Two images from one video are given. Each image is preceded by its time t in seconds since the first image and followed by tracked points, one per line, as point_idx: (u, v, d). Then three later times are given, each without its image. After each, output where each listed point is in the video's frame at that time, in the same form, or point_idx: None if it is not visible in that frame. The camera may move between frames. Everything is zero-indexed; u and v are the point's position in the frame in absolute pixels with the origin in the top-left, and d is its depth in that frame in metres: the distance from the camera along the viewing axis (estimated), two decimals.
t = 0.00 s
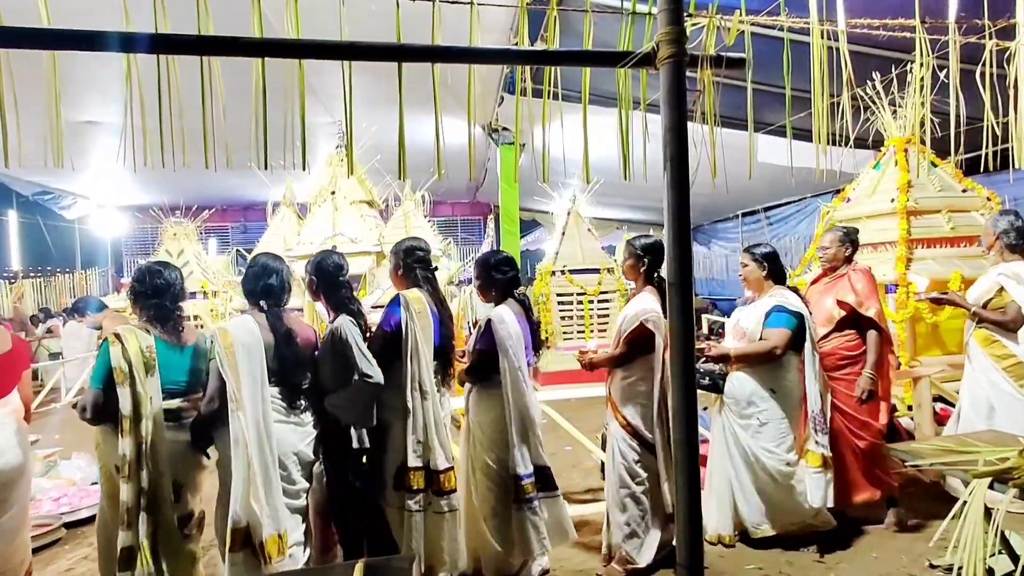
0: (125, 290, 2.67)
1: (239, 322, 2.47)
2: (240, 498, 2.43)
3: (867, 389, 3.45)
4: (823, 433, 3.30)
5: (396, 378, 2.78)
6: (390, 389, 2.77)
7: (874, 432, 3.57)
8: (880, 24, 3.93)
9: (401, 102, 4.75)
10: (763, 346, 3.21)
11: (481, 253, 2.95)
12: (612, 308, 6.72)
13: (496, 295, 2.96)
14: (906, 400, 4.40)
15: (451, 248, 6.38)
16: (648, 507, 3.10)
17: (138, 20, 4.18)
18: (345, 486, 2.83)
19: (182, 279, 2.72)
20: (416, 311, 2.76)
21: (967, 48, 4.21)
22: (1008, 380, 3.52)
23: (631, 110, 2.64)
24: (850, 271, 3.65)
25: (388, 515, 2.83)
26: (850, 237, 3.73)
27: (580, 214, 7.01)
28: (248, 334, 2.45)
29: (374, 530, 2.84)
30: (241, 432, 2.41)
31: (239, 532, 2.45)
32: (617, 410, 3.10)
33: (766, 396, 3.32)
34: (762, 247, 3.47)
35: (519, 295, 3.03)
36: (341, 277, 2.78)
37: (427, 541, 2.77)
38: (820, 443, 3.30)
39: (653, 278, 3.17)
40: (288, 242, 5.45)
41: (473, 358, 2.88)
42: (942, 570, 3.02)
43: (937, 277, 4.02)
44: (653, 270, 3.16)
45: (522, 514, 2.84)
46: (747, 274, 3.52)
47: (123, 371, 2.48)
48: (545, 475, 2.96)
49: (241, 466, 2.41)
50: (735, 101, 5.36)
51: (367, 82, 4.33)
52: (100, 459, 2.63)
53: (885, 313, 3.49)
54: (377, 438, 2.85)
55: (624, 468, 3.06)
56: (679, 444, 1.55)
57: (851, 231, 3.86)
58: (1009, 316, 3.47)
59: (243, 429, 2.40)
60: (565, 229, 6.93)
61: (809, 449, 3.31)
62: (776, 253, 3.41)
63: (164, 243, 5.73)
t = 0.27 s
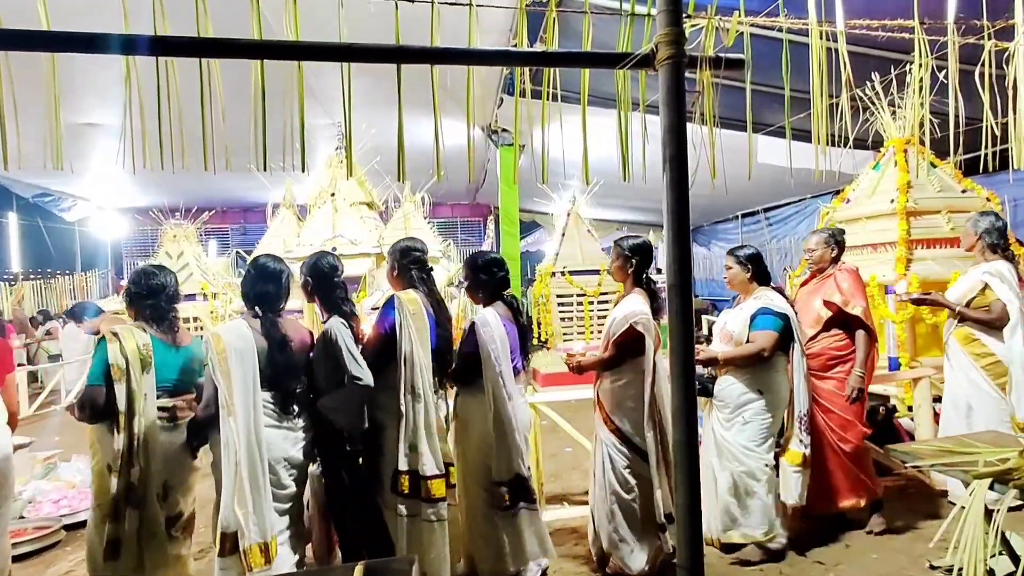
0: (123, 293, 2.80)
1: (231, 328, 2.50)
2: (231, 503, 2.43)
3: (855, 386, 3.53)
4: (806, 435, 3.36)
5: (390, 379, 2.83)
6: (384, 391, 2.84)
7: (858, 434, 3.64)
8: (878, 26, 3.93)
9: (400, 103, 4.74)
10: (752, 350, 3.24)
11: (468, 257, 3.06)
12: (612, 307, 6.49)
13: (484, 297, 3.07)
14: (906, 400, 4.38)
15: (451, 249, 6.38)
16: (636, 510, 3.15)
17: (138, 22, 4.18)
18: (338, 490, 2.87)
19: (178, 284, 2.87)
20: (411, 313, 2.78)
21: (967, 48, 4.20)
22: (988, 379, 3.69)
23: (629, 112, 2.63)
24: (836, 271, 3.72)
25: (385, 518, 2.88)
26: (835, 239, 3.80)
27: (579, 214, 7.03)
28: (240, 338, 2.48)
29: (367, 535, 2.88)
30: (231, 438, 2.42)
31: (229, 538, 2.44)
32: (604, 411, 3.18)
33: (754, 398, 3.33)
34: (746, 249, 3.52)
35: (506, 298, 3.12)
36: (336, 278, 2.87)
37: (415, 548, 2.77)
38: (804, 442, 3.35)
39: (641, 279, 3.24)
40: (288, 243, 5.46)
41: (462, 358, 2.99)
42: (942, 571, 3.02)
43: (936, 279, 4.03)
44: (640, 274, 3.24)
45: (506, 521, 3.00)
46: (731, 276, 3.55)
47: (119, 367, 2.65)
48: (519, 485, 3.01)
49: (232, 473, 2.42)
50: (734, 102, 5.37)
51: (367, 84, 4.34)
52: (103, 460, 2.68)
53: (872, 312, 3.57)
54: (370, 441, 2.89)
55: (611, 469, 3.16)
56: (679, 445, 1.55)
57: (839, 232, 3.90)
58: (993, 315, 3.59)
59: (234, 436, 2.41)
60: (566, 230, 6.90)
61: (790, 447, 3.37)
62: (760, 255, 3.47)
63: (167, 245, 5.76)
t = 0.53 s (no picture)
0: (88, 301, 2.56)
1: (208, 337, 2.36)
2: (209, 522, 2.25)
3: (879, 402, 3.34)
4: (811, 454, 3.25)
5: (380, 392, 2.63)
6: (374, 404, 2.62)
7: (872, 453, 3.43)
8: (903, 15, 3.71)
9: (397, 98, 4.53)
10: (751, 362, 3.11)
11: (460, 260, 2.83)
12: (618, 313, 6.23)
13: (478, 305, 2.86)
14: (935, 414, 4.23)
15: (450, 253, 6.15)
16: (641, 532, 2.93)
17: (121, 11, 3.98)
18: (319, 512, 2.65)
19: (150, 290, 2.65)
20: (403, 321, 2.57)
21: (996, 39, 3.98)
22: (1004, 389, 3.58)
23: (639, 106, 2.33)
24: (852, 276, 3.55)
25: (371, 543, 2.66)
26: (848, 243, 3.63)
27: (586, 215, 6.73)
28: (214, 349, 2.33)
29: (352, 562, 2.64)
30: (206, 454, 2.24)
31: (204, 559, 2.26)
32: (606, 425, 2.97)
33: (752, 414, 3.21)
34: (751, 254, 3.35)
35: (502, 306, 2.89)
36: (321, 282, 2.65)
37: None
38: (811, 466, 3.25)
39: (645, 285, 3.03)
40: (275, 246, 5.22)
41: (454, 370, 2.77)
42: None
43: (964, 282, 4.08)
44: (645, 279, 3.04)
45: (496, 549, 2.76)
46: (736, 284, 3.39)
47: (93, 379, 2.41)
48: (506, 512, 2.75)
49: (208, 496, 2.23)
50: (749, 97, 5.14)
51: (358, 75, 4.12)
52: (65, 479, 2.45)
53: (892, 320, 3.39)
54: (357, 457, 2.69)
55: (613, 488, 2.94)
56: (693, 433, 1.64)
57: (851, 234, 3.71)
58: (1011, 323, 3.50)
59: (209, 452, 2.23)
60: (572, 232, 6.61)
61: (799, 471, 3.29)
62: (764, 261, 3.30)
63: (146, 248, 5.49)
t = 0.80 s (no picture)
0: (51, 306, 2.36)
1: (161, 347, 2.23)
2: (162, 543, 2.17)
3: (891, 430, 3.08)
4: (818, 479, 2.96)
5: (368, 406, 2.44)
6: (359, 419, 2.44)
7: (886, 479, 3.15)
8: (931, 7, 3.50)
9: (394, 91, 4.33)
10: (751, 374, 2.80)
11: (456, 266, 2.60)
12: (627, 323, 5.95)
13: (476, 312, 2.64)
14: (961, 434, 4.01)
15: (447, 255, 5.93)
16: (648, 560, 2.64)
17: None
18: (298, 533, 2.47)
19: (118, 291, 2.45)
20: (394, 330, 2.37)
21: None
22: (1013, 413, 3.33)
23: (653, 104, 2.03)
24: (871, 288, 3.28)
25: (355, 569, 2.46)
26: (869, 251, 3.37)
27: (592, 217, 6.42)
28: (167, 360, 2.21)
29: None
30: (158, 475, 2.16)
31: None
32: (607, 444, 2.70)
33: (747, 432, 2.87)
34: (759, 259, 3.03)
35: (501, 314, 2.66)
36: (308, 288, 2.48)
37: None
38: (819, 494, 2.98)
39: (650, 293, 2.77)
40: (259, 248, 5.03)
41: (446, 386, 2.54)
42: None
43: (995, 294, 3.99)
44: (650, 286, 2.77)
45: None
46: (739, 292, 3.04)
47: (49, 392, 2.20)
48: (497, 540, 2.54)
49: (162, 516, 2.17)
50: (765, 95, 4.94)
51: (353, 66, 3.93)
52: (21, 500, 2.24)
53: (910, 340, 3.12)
54: (337, 475, 2.46)
55: (617, 513, 2.67)
56: (705, 483, 1.41)
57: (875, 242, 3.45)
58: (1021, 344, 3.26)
59: (155, 474, 2.15)
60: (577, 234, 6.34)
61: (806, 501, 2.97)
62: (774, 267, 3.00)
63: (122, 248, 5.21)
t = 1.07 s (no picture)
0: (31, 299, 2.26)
1: (142, 343, 2.14)
2: (133, 548, 2.03)
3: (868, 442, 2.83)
4: (800, 492, 2.73)
5: (360, 408, 2.45)
6: (352, 420, 2.46)
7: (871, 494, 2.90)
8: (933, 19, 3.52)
9: (398, 93, 4.34)
10: (737, 382, 2.69)
11: (457, 266, 2.60)
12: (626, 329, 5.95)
13: (474, 313, 2.63)
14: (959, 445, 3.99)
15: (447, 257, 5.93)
16: (636, 564, 2.63)
17: None
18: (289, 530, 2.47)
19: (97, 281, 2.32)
20: (388, 331, 2.37)
21: None
22: (993, 427, 3.23)
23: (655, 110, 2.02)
24: (866, 297, 3.10)
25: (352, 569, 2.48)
26: (866, 260, 3.24)
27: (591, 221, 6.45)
28: (145, 358, 2.11)
29: None
30: (131, 476, 2.05)
31: None
32: (595, 448, 2.71)
33: (735, 441, 2.81)
34: (752, 264, 2.91)
35: (499, 316, 2.66)
36: (301, 288, 2.49)
37: None
38: (796, 509, 2.72)
39: (642, 298, 2.77)
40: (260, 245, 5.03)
41: (444, 385, 2.54)
42: None
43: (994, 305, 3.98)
44: (642, 291, 2.77)
45: None
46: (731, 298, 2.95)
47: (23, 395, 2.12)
48: (495, 540, 2.46)
49: (132, 519, 2.04)
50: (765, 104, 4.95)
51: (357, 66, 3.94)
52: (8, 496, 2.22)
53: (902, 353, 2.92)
54: (327, 476, 2.48)
55: (607, 518, 2.67)
56: (701, 489, 1.41)
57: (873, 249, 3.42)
58: (996, 354, 3.14)
59: (131, 473, 2.04)
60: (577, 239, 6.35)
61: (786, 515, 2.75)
62: (767, 273, 2.86)
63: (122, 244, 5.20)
